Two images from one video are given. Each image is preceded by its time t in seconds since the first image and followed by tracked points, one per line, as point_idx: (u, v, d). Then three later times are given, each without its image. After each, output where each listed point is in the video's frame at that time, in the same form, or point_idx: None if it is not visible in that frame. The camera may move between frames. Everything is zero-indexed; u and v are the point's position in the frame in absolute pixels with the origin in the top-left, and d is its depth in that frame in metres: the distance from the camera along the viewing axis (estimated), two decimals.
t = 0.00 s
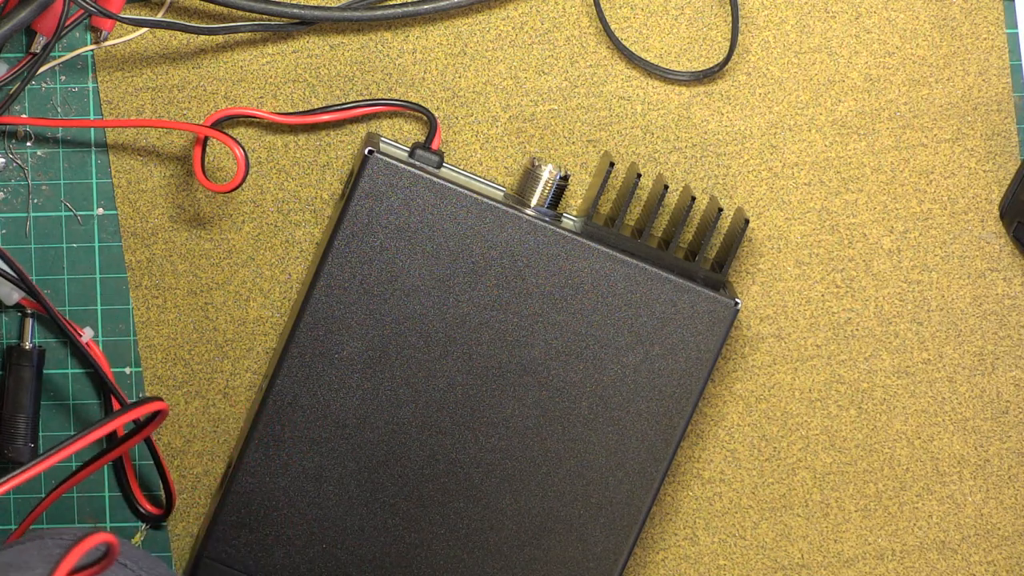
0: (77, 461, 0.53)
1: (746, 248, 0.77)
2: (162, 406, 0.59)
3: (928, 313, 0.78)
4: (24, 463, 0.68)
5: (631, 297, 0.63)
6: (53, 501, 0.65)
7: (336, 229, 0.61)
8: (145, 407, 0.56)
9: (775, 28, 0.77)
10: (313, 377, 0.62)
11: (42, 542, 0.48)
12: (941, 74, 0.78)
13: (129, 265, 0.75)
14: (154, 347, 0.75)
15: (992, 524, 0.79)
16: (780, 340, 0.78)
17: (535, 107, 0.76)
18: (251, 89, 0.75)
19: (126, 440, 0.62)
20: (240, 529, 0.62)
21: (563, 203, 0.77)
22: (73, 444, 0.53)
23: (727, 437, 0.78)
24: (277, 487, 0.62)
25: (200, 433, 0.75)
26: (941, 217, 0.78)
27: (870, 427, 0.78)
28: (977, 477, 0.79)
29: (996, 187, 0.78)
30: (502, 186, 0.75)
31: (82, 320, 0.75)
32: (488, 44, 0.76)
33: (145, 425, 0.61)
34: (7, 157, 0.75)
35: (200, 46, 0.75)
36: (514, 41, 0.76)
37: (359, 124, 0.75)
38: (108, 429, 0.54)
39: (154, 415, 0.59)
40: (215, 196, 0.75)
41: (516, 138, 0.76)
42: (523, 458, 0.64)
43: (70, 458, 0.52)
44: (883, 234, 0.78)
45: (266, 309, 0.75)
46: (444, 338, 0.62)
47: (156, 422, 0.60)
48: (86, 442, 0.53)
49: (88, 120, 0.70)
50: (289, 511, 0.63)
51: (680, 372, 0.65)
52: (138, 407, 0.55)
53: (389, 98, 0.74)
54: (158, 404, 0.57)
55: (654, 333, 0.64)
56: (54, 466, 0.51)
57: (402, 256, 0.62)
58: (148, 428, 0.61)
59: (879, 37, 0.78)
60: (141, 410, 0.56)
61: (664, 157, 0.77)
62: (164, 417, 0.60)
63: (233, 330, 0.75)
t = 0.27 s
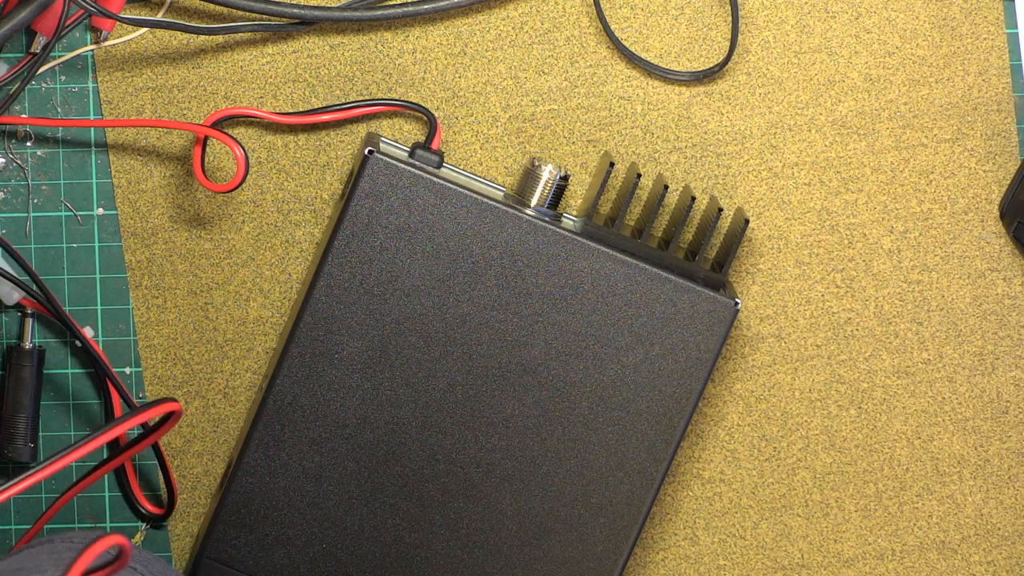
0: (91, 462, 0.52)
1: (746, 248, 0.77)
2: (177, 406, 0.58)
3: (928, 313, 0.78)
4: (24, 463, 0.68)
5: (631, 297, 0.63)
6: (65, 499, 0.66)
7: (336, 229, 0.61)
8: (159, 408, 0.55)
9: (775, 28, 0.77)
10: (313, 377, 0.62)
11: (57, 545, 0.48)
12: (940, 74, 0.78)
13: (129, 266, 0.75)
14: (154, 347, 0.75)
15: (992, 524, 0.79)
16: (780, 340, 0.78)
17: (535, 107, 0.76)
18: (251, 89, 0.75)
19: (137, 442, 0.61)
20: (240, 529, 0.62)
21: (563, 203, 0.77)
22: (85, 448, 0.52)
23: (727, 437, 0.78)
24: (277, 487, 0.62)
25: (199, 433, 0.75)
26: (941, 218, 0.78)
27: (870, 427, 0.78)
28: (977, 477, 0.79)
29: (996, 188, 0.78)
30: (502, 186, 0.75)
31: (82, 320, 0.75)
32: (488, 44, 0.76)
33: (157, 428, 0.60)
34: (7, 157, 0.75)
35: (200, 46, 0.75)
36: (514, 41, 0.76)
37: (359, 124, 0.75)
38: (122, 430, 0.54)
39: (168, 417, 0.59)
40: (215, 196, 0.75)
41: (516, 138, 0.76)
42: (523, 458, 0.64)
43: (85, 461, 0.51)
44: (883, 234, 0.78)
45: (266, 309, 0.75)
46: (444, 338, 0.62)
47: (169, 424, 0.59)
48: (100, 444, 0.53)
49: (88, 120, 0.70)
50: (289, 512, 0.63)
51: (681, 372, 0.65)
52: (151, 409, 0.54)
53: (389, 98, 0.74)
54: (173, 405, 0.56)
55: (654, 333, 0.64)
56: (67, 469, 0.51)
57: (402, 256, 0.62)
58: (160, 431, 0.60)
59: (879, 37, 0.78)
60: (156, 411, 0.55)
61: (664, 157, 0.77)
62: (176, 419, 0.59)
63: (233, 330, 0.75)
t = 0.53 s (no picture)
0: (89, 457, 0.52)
1: (746, 248, 0.77)
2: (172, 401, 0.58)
3: (928, 313, 0.78)
4: (25, 463, 0.68)
5: (631, 297, 0.63)
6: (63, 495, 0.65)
7: (336, 229, 0.61)
8: (154, 403, 0.55)
9: (775, 28, 0.77)
10: (313, 377, 0.62)
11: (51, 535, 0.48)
12: (940, 74, 0.78)
13: (129, 265, 0.75)
14: (154, 347, 0.75)
15: (992, 524, 0.79)
16: (780, 340, 0.78)
17: (535, 107, 0.76)
18: (251, 89, 0.75)
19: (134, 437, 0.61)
20: (240, 529, 0.62)
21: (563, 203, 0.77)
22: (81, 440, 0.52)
23: (727, 437, 0.78)
24: (277, 487, 0.62)
25: (199, 433, 0.75)
26: (941, 218, 0.78)
27: (870, 427, 0.78)
28: (977, 477, 0.79)
29: (996, 187, 0.78)
30: (502, 186, 0.75)
31: (82, 320, 0.75)
32: (488, 44, 0.76)
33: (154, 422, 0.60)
34: (7, 157, 0.75)
35: (200, 46, 0.75)
36: (514, 41, 0.76)
37: (359, 124, 0.75)
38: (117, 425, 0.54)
39: (163, 412, 0.59)
40: (215, 196, 0.75)
41: (516, 138, 0.76)
42: (523, 458, 0.64)
43: (81, 455, 0.52)
44: (883, 234, 0.78)
45: (266, 309, 0.75)
46: (444, 338, 0.62)
47: (165, 419, 0.59)
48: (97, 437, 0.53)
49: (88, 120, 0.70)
50: (289, 512, 0.63)
51: (681, 372, 0.65)
52: (146, 402, 0.54)
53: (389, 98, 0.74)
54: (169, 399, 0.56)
55: (654, 333, 0.64)
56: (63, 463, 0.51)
57: (402, 256, 0.62)
58: (157, 425, 0.60)
59: (879, 37, 0.78)
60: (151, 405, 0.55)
61: (664, 157, 0.77)
62: (172, 414, 0.59)
63: (233, 330, 0.75)
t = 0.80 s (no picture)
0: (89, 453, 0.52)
1: (746, 248, 0.77)
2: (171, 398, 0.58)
3: (928, 313, 0.78)
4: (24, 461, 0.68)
5: (631, 297, 0.63)
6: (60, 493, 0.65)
7: (336, 229, 0.61)
8: (153, 399, 0.56)
9: (775, 28, 0.77)
10: (313, 377, 0.62)
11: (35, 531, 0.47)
12: (941, 74, 0.78)
13: (129, 265, 0.75)
14: (154, 347, 0.75)
15: (992, 524, 0.79)
16: (780, 340, 0.78)
17: (535, 107, 0.77)
18: (251, 89, 0.75)
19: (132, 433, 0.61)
20: (240, 529, 0.62)
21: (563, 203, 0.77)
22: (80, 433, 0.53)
23: (727, 437, 0.78)
24: (277, 487, 0.62)
25: (200, 433, 0.75)
26: (941, 217, 0.78)
27: (870, 427, 0.78)
28: (977, 477, 0.79)
29: (996, 187, 0.78)
30: (502, 186, 0.75)
31: (82, 320, 0.75)
32: (488, 44, 0.76)
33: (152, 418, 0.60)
34: (7, 157, 0.75)
35: (200, 46, 0.75)
36: (514, 41, 0.76)
37: (359, 124, 0.75)
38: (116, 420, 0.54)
39: (162, 408, 0.59)
40: (215, 196, 0.75)
41: (516, 138, 0.76)
42: (523, 458, 0.64)
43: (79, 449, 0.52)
44: (883, 234, 0.78)
45: (266, 309, 0.75)
46: (444, 338, 0.62)
47: (163, 415, 0.59)
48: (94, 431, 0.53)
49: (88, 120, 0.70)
50: (289, 511, 0.63)
51: (680, 372, 0.65)
52: (145, 398, 0.54)
53: (389, 98, 0.74)
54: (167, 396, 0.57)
55: (654, 333, 0.64)
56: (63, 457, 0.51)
57: (402, 256, 0.62)
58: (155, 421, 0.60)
59: (879, 37, 0.78)
60: (149, 401, 0.55)
61: (664, 157, 0.77)
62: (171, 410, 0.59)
63: (233, 330, 0.75)
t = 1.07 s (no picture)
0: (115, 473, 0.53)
1: (746, 248, 0.77)
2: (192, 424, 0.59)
3: (928, 313, 0.78)
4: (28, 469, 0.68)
5: (631, 297, 0.63)
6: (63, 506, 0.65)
7: (336, 229, 0.61)
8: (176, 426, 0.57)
9: (775, 28, 0.77)
10: (313, 377, 0.62)
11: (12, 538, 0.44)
12: (940, 74, 0.78)
13: (129, 265, 0.75)
14: (154, 347, 0.75)
15: (992, 524, 0.79)
16: (780, 340, 0.78)
17: (535, 107, 0.77)
18: (251, 89, 0.75)
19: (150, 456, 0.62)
20: (240, 529, 0.62)
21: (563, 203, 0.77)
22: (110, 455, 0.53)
23: (727, 437, 0.78)
24: (277, 487, 0.62)
25: (200, 433, 0.75)
26: (941, 218, 0.78)
27: (870, 427, 0.78)
28: (977, 477, 0.79)
29: (996, 187, 0.78)
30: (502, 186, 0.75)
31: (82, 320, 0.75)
32: (488, 44, 0.76)
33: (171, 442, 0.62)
34: (7, 157, 0.75)
35: (200, 46, 0.75)
36: (514, 41, 0.76)
37: (359, 124, 0.75)
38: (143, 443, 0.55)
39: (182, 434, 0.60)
40: (215, 196, 0.75)
41: (516, 138, 0.76)
42: (523, 458, 0.64)
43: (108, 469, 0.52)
44: (882, 234, 0.78)
45: (266, 309, 0.75)
46: (444, 338, 0.62)
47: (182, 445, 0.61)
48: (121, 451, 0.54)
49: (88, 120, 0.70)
50: (289, 512, 0.63)
51: (680, 372, 0.65)
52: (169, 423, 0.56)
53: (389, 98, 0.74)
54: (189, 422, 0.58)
55: (654, 333, 0.64)
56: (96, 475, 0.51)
57: (402, 256, 0.62)
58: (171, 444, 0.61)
59: (879, 37, 0.78)
60: (171, 426, 0.57)
61: (664, 157, 0.77)
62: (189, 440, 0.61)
63: (233, 330, 0.75)
